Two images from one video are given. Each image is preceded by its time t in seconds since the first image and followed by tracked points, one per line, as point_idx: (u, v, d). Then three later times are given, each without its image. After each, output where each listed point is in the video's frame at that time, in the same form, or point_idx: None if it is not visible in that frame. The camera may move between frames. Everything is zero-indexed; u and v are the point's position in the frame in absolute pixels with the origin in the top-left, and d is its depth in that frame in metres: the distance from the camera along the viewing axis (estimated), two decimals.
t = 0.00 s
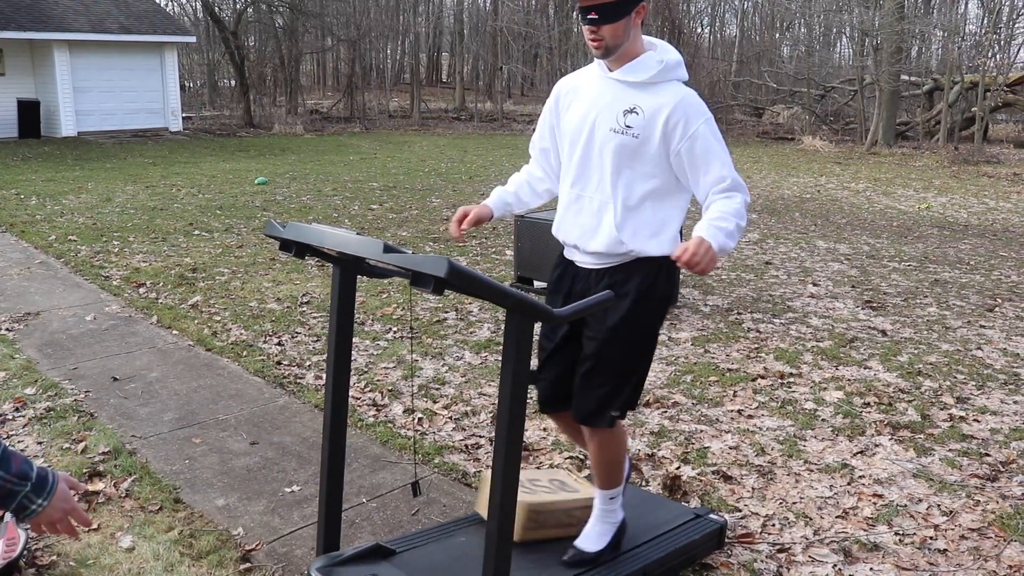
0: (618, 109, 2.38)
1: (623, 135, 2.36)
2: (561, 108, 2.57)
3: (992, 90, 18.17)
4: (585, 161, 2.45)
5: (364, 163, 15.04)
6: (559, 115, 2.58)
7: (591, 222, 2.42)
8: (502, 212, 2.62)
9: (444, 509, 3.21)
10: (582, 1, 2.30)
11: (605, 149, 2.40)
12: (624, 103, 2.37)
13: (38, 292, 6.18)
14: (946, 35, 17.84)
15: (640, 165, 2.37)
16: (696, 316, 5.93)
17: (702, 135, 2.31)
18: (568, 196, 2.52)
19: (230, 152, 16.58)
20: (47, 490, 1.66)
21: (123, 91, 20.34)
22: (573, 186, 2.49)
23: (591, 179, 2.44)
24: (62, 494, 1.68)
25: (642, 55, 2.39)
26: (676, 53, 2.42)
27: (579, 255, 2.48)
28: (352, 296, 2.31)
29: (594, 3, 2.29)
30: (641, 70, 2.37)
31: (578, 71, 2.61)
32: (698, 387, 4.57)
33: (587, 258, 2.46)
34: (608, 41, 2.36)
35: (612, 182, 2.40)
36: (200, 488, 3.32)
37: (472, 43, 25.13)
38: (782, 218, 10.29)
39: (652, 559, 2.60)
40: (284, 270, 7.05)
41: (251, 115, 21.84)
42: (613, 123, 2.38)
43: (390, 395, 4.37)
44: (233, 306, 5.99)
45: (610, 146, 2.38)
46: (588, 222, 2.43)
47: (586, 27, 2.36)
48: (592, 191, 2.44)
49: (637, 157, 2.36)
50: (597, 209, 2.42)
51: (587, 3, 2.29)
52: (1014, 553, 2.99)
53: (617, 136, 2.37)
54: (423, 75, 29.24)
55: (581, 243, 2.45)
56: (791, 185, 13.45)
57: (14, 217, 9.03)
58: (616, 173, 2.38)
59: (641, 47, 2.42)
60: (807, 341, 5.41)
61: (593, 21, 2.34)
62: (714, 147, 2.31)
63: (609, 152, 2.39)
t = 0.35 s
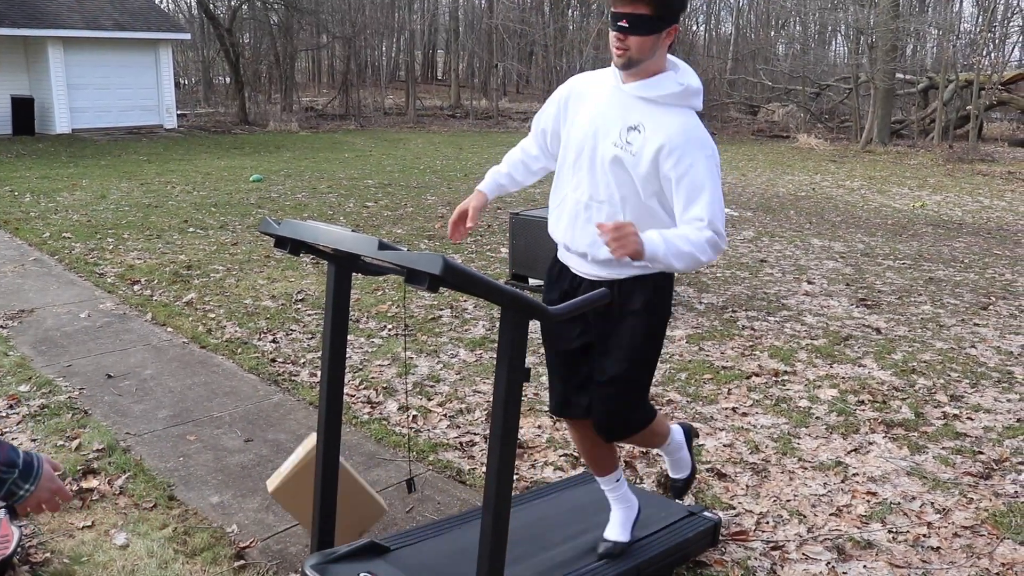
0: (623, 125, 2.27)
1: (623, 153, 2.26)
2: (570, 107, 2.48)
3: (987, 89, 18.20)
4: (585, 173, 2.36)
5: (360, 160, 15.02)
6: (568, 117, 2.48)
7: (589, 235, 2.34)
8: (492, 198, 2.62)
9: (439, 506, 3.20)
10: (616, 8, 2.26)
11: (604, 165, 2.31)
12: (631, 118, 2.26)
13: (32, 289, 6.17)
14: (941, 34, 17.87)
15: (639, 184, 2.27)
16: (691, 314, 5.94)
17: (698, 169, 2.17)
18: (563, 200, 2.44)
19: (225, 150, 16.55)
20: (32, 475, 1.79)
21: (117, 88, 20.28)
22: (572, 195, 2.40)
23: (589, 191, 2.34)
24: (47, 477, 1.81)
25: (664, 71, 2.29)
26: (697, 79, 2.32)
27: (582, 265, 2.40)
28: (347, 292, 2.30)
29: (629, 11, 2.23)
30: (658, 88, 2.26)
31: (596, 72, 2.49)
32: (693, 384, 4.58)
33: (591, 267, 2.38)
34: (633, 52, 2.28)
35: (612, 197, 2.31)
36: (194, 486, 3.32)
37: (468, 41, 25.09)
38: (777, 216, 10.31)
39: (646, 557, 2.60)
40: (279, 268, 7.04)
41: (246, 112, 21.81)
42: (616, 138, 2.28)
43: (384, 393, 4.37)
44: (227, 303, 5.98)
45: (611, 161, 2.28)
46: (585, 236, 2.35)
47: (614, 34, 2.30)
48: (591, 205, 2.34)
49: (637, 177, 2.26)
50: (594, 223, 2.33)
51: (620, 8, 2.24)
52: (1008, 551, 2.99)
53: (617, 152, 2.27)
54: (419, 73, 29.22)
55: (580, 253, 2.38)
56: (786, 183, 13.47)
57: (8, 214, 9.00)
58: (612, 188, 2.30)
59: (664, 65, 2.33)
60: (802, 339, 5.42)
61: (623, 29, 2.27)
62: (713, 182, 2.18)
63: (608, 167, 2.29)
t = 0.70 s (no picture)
0: (612, 170, 2.31)
1: (619, 199, 2.32)
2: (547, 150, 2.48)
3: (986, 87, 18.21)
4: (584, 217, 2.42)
5: (359, 160, 15.03)
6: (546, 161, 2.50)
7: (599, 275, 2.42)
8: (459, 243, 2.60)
9: (439, 505, 3.21)
10: (570, 70, 2.18)
11: (600, 210, 2.37)
12: (617, 165, 2.31)
13: (32, 290, 6.17)
14: (940, 32, 17.90)
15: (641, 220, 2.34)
16: (691, 312, 5.95)
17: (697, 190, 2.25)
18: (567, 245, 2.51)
19: (225, 150, 16.54)
20: None
21: (117, 89, 20.27)
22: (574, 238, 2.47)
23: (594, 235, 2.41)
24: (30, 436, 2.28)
25: (633, 113, 2.29)
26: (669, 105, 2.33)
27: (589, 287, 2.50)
28: (347, 292, 2.31)
29: (584, 71, 2.16)
30: (636, 129, 2.28)
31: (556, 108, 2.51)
32: (692, 383, 4.59)
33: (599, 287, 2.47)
34: (596, 109, 2.22)
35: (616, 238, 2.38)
36: (195, 486, 3.32)
37: (467, 41, 25.09)
38: (776, 214, 10.32)
39: (645, 557, 2.61)
40: (278, 268, 7.04)
41: (245, 112, 21.81)
42: (608, 186, 2.33)
43: (384, 392, 4.37)
44: (227, 304, 5.98)
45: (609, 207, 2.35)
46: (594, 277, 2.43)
47: (571, 94, 2.22)
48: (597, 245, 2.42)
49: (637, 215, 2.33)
50: (600, 264, 2.41)
51: (574, 69, 2.17)
52: (1007, 548, 3.00)
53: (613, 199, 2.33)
54: (418, 72, 29.21)
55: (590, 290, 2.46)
56: (786, 181, 13.47)
57: (7, 215, 9.00)
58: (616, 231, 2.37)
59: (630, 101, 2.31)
60: (801, 337, 5.43)
61: (579, 89, 2.20)
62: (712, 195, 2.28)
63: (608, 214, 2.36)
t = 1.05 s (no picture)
0: (596, 123, 2.33)
1: (598, 152, 2.32)
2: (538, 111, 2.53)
3: (989, 87, 18.20)
4: (560, 172, 2.41)
5: (361, 159, 15.02)
6: (535, 119, 2.54)
7: (566, 236, 2.39)
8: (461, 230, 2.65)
9: (439, 504, 3.21)
10: (562, 5, 2.24)
11: (577, 164, 2.36)
12: (602, 118, 2.33)
13: (34, 288, 6.17)
14: (943, 32, 17.88)
15: (615, 183, 2.31)
16: (692, 312, 5.94)
17: (677, 156, 2.26)
18: (540, 207, 2.48)
19: (226, 149, 16.54)
20: None
21: (119, 87, 20.28)
22: (548, 195, 2.44)
23: (567, 191, 2.39)
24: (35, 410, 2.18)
25: (625, 67, 2.33)
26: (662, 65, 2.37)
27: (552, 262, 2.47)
28: (348, 292, 2.31)
29: (575, 9, 2.22)
30: (625, 82, 2.31)
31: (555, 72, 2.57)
32: (693, 383, 4.59)
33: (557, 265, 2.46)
34: (586, 49, 2.29)
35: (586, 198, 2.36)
36: (195, 484, 3.32)
37: (469, 40, 25.04)
38: (778, 214, 10.30)
39: (645, 556, 2.61)
40: (280, 267, 7.04)
41: (247, 111, 21.83)
42: (589, 138, 2.33)
43: (385, 391, 4.38)
44: (229, 302, 5.98)
45: (585, 161, 2.34)
46: (562, 236, 2.40)
47: (564, 32, 2.29)
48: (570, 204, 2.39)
49: (613, 176, 2.31)
50: (570, 224, 2.38)
51: (566, 7, 2.23)
52: (1008, 549, 3.00)
53: (592, 150, 2.32)
54: (420, 72, 29.21)
55: (557, 255, 2.42)
56: (788, 181, 13.46)
57: (9, 213, 9.00)
58: (589, 189, 2.34)
59: (622, 59, 2.35)
60: (802, 337, 5.43)
61: (570, 28, 2.26)
62: (691, 173, 2.28)
63: (584, 167, 2.34)
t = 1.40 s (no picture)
0: (553, 118, 2.36)
1: (557, 147, 2.36)
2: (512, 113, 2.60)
3: (990, 89, 18.22)
4: (531, 171, 2.47)
5: (362, 161, 15.02)
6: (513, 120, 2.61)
7: (545, 233, 2.45)
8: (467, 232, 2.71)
9: (440, 505, 3.22)
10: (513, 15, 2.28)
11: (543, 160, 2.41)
12: (560, 112, 2.35)
13: (35, 289, 6.18)
14: (943, 33, 17.87)
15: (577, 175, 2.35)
16: (693, 314, 5.94)
17: (629, 143, 2.25)
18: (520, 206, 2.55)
19: (228, 150, 16.55)
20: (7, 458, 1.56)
21: (120, 88, 20.31)
22: (525, 196, 2.51)
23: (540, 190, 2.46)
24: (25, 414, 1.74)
25: (580, 62, 2.34)
26: (620, 56, 2.38)
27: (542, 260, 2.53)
28: (349, 293, 2.32)
29: (525, 16, 2.26)
30: (577, 77, 2.32)
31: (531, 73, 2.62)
32: (694, 384, 4.59)
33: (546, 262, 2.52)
34: (541, 54, 2.33)
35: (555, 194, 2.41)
36: (196, 485, 3.33)
37: (470, 41, 25.07)
38: (779, 216, 10.30)
39: (645, 556, 2.62)
40: (281, 268, 7.04)
41: (248, 111, 21.87)
42: (549, 135, 2.38)
43: (386, 392, 4.38)
44: (230, 304, 5.99)
45: (549, 158, 2.39)
46: (542, 234, 2.46)
47: (519, 40, 2.33)
48: (544, 201, 2.45)
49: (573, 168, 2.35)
50: (547, 221, 2.44)
51: (517, 16, 2.26)
52: (1009, 550, 3.00)
53: (552, 147, 2.37)
54: (422, 73, 29.24)
55: (540, 253, 2.48)
56: (789, 183, 13.47)
57: (11, 214, 9.01)
58: (557, 184, 2.40)
59: (580, 53, 2.37)
60: (803, 339, 5.42)
61: (525, 35, 2.30)
62: (645, 157, 2.24)
63: (549, 164, 2.39)
